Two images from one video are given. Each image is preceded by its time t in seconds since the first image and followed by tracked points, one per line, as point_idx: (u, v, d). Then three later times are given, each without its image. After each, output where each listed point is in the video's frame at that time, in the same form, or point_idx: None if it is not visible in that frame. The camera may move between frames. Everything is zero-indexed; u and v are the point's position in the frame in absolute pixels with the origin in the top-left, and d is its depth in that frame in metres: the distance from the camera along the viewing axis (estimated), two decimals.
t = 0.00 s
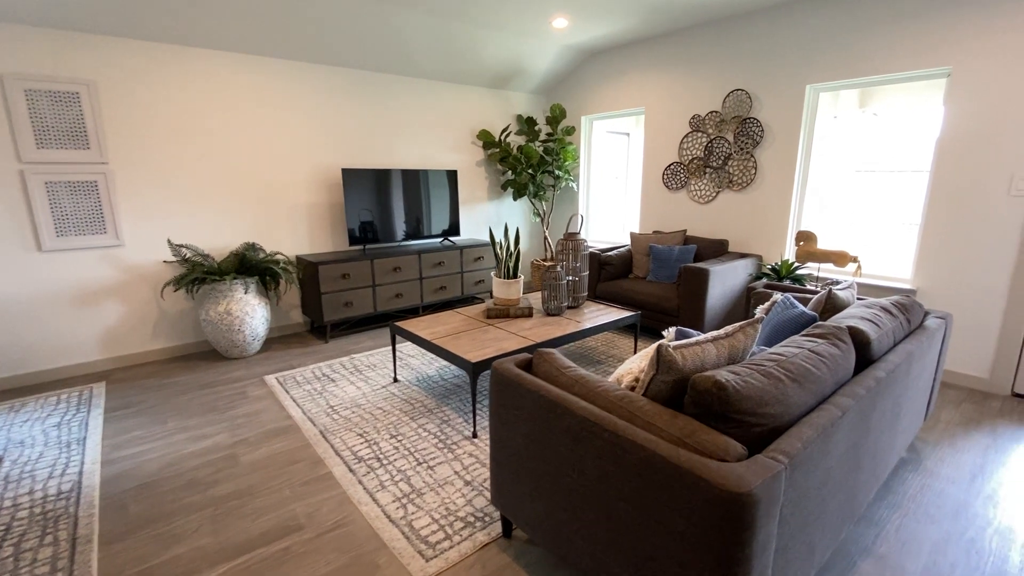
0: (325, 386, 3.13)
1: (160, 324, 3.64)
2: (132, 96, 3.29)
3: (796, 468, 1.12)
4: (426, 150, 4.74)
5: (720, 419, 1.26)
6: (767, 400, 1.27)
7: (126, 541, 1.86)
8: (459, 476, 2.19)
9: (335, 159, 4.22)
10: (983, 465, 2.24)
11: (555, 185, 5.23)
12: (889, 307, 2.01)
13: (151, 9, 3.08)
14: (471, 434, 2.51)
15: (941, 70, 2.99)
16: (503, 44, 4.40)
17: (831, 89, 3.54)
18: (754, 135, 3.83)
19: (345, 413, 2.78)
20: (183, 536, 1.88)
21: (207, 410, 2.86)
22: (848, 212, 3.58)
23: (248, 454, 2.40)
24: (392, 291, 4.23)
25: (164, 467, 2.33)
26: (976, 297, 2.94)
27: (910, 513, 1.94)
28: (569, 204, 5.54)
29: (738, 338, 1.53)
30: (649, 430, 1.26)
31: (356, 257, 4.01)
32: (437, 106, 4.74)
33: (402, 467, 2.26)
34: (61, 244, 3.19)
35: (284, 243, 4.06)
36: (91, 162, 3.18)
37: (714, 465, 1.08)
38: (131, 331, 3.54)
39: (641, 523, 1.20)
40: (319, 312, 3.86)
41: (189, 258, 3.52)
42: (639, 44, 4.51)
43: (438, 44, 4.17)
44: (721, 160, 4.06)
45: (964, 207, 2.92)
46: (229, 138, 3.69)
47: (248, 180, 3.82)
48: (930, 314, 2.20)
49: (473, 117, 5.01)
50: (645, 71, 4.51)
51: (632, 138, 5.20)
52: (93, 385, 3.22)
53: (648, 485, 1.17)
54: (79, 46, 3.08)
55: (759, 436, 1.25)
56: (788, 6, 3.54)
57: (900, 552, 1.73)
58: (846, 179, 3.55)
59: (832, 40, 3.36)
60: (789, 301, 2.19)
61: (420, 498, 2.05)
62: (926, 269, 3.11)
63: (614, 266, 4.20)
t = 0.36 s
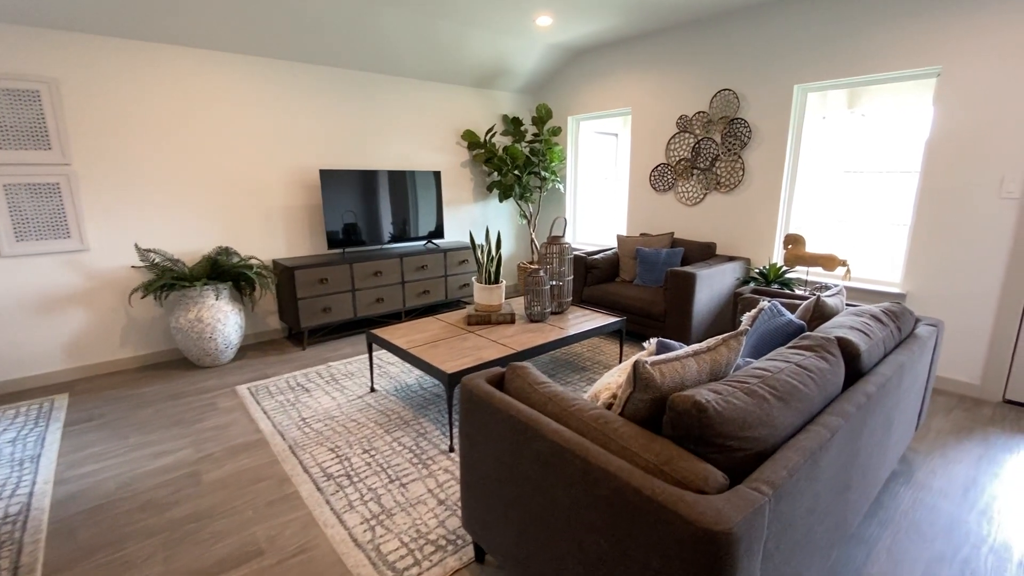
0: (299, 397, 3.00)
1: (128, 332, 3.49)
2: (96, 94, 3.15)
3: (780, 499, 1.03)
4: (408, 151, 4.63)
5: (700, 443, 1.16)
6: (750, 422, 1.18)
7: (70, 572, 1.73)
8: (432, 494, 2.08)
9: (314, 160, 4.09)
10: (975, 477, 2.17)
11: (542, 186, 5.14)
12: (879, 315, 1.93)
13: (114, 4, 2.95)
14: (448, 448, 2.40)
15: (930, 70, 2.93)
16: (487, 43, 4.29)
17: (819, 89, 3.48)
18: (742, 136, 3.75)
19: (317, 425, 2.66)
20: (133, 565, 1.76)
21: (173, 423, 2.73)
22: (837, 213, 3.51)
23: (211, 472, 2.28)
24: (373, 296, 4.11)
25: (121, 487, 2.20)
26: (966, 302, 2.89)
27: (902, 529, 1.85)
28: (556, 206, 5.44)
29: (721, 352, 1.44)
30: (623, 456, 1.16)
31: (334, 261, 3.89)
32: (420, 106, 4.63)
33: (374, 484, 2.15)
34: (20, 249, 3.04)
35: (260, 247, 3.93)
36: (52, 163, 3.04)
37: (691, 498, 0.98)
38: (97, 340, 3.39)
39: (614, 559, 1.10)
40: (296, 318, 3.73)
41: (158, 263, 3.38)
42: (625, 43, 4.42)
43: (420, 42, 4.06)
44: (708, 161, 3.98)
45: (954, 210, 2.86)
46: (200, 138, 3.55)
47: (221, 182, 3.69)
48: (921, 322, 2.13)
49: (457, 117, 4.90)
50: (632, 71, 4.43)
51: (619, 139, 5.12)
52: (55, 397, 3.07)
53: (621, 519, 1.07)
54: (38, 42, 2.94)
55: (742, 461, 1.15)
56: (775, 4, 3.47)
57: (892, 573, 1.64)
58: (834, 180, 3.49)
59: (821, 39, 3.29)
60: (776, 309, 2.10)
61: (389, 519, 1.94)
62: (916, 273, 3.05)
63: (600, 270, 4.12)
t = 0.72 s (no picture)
0: (274, 403, 2.91)
1: (99, 337, 3.37)
2: (63, 91, 3.03)
3: (760, 517, 0.96)
4: (392, 150, 4.54)
5: (677, 456, 1.10)
6: (731, 433, 1.11)
7: None
8: (407, 505, 2.00)
9: (294, 159, 4.00)
10: (966, 483, 2.12)
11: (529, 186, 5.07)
12: (865, 317, 1.88)
13: None
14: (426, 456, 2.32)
15: (917, 68, 2.89)
16: (471, 40, 4.22)
17: (807, 88, 3.43)
18: (729, 135, 3.71)
19: (292, 433, 2.57)
20: None
21: (142, 432, 2.62)
22: (826, 212, 3.46)
23: (178, 483, 2.18)
24: (355, 298, 4.02)
25: (82, 500, 2.10)
26: (955, 303, 2.85)
27: (891, 538, 1.80)
28: (543, 206, 5.37)
29: (701, 358, 1.37)
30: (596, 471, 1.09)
31: (315, 263, 3.79)
32: (403, 104, 4.55)
33: (347, 496, 2.06)
34: None
35: (238, 249, 3.82)
36: (16, 162, 2.92)
37: (665, 518, 0.91)
38: (67, 345, 3.27)
39: None
40: (275, 321, 3.63)
41: (130, 265, 3.27)
42: (611, 41, 4.37)
43: (402, 38, 3.97)
44: (696, 161, 3.93)
45: (941, 209, 2.83)
46: (174, 136, 3.44)
47: (197, 182, 3.58)
48: (909, 324, 2.08)
49: (442, 115, 4.82)
50: (618, 69, 4.37)
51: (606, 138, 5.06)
52: (21, 405, 2.95)
53: (592, 540, 0.99)
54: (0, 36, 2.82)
55: (721, 475, 1.09)
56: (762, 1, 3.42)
57: None
58: (823, 181, 3.45)
59: (807, 37, 3.25)
60: (761, 311, 2.05)
61: (361, 532, 1.86)
62: (903, 273, 3.01)
63: (587, 271, 4.05)
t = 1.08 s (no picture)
0: (247, 408, 2.84)
1: (70, 341, 3.29)
2: (29, 89, 2.94)
3: (720, 529, 0.92)
4: (373, 150, 4.48)
5: (638, 465, 1.05)
6: (694, 441, 1.07)
7: None
8: (377, 513, 1.95)
9: (272, 159, 3.93)
10: (945, 485, 2.09)
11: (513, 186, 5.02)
12: (842, 318, 1.85)
13: None
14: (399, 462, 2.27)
15: (896, 67, 2.88)
16: (452, 38, 4.17)
17: (789, 87, 3.42)
18: (712, 134, 3.68)
19: (263, 439, 2.50)
20: None
21: (108, 439, 2.54)
22: (813, 213, 3.42)
23: (141, 492, 2.11)
24: (335, 300, 3.95)
25: (40, 511, 2.02)
26: (935, 303, 2.83)
27: (867, 544, 1.77)
28: (529, 207, 5.33)
29: (669, 362, 1.33)
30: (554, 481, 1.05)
31: (293, 264, 3.73)
32: (385, 104, 4.49)
33: (316, 504, 2.01)
34: None
35: (215, 250, 3.75)
36: None
37: (619, 533, 0.87)
38: (36, 350, 3.18)
39: None
40: (252, 324, 3.56)
41: (100, 267, 3.18)
42: (594, 40, 4.33)
43: (381, 36, 3.92)
44: (679, 161, 3.90)
45: (921, 209, 2.82)
46: (147, 135, 3.36)
47: (171, 182, 3.50)
48: (887, 324, 2.05)
49: (425, 115, 4.77)
50: (602, 68, 4.34)
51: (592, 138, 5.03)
52: None
53: (545, 556, 0.94)
54: None
55: (682, 484, 1.05)
56: None
57: None
58: (807, 182, 3.42)
59: (789, 35, 3.23)
60: (737, 312, 2.01)
61: (327, 542, 1.80)
62: (885, 273, 3.00)
63: (570, 271, 4.01)
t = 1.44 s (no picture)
0: (212, 415, 2.76)
1: (30, 347, 3.19)
2: None
3: (657, 546, 0.88)
4: (349, 150, 4.42)
5: (578, 477, 1.01)
6: (637, 451, 1.03)
7: None
8: (335, 524, 1.89)
9: (243, 159, 3.85)
10: (915, 487, 2.06)
11: (493, 186, 4.96)
12: (808, 320, 1.81)
13: None
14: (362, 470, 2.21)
15: (869, 66, 2.87)
16: (428, 36, 4.11)
17: (764, 87, 3.40)
18: (688, 134, 3.66)
19: (224, 447, 2.43)
20: None
21: (63, 448, 2.46)
22: (799, 213, 3.34)
23: (91, 504, 2.04)
24: (309, 303, 3.88)
25: None
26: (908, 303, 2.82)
27: (833, 549, 1.73)
28: (510, 207, 5.28)
29: (621, 367, 1.29)
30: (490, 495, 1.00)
31: (265, 266, 3.65)
32: (361, 103, 4.42)
33: (272, 515, 1.94)
34: None
35: (184, 252, 3.66)
36: None
37: (547, 552, 0.82)
38: None
39: None
40: (221, 328, 3.47)
41: (60, 270, 3.08)
42: (572, 39, 4.30)
43: (355, 34, 3.85)
44: (657, 160, 3.88)
45: (894, 209, 2.80)
46: (110, 135, 3.27)
47: (137, 183, 3.41)
48: (855, 325, 2.03)
49: (403, 114, 4.71)
50: (580, 68, 4.30)
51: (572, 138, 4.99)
52: None
53: None
54: None
55: (624, 496, 1.00)
56: None
57: None
58: (785, 180, 3.38)
59: (763, 35, 3.21)
60: (704, 314, 1.98)
61: (280, 555, 1.74)
62: (859, 272, 2.98)
63: (547, 272, 3.97)
